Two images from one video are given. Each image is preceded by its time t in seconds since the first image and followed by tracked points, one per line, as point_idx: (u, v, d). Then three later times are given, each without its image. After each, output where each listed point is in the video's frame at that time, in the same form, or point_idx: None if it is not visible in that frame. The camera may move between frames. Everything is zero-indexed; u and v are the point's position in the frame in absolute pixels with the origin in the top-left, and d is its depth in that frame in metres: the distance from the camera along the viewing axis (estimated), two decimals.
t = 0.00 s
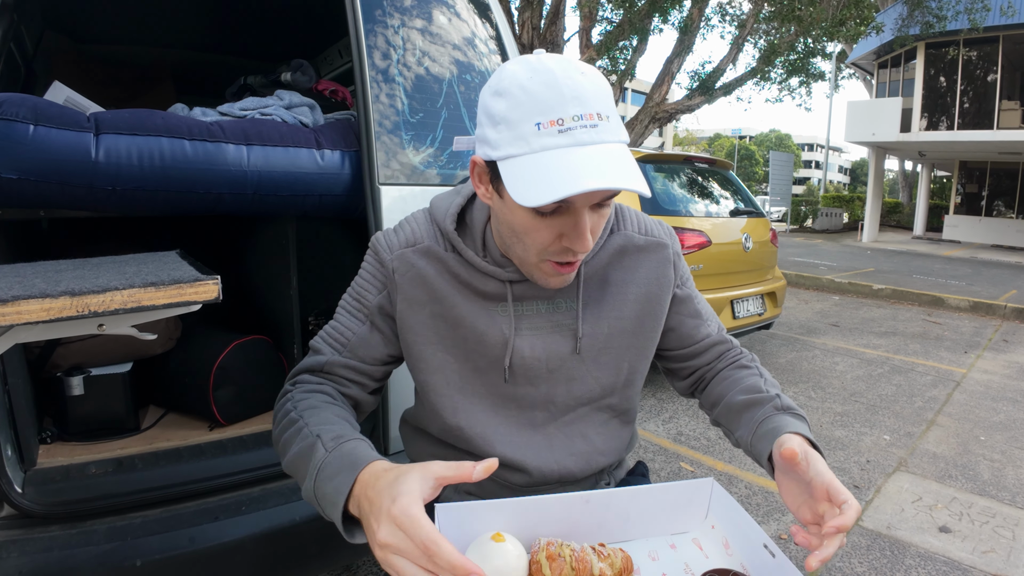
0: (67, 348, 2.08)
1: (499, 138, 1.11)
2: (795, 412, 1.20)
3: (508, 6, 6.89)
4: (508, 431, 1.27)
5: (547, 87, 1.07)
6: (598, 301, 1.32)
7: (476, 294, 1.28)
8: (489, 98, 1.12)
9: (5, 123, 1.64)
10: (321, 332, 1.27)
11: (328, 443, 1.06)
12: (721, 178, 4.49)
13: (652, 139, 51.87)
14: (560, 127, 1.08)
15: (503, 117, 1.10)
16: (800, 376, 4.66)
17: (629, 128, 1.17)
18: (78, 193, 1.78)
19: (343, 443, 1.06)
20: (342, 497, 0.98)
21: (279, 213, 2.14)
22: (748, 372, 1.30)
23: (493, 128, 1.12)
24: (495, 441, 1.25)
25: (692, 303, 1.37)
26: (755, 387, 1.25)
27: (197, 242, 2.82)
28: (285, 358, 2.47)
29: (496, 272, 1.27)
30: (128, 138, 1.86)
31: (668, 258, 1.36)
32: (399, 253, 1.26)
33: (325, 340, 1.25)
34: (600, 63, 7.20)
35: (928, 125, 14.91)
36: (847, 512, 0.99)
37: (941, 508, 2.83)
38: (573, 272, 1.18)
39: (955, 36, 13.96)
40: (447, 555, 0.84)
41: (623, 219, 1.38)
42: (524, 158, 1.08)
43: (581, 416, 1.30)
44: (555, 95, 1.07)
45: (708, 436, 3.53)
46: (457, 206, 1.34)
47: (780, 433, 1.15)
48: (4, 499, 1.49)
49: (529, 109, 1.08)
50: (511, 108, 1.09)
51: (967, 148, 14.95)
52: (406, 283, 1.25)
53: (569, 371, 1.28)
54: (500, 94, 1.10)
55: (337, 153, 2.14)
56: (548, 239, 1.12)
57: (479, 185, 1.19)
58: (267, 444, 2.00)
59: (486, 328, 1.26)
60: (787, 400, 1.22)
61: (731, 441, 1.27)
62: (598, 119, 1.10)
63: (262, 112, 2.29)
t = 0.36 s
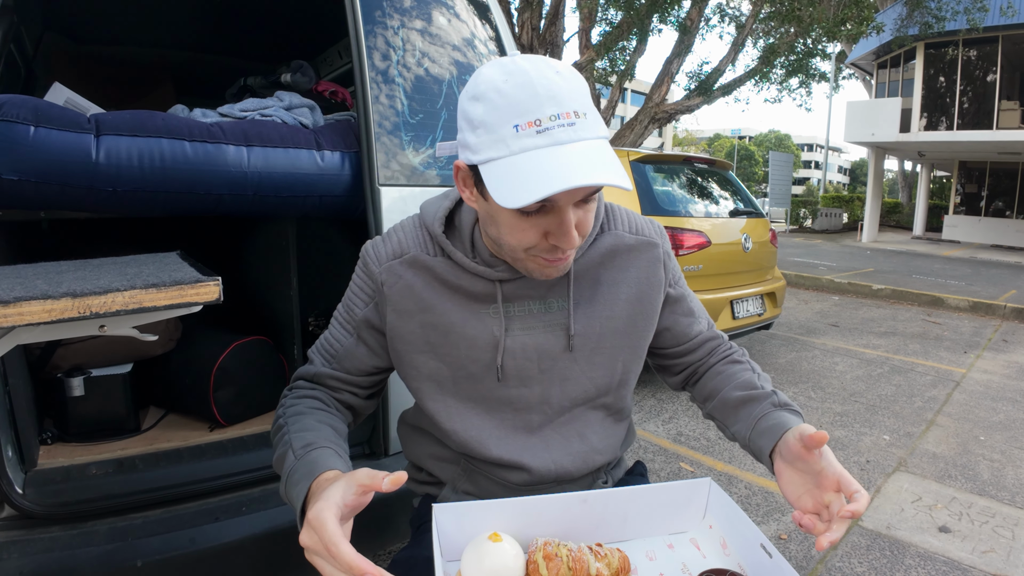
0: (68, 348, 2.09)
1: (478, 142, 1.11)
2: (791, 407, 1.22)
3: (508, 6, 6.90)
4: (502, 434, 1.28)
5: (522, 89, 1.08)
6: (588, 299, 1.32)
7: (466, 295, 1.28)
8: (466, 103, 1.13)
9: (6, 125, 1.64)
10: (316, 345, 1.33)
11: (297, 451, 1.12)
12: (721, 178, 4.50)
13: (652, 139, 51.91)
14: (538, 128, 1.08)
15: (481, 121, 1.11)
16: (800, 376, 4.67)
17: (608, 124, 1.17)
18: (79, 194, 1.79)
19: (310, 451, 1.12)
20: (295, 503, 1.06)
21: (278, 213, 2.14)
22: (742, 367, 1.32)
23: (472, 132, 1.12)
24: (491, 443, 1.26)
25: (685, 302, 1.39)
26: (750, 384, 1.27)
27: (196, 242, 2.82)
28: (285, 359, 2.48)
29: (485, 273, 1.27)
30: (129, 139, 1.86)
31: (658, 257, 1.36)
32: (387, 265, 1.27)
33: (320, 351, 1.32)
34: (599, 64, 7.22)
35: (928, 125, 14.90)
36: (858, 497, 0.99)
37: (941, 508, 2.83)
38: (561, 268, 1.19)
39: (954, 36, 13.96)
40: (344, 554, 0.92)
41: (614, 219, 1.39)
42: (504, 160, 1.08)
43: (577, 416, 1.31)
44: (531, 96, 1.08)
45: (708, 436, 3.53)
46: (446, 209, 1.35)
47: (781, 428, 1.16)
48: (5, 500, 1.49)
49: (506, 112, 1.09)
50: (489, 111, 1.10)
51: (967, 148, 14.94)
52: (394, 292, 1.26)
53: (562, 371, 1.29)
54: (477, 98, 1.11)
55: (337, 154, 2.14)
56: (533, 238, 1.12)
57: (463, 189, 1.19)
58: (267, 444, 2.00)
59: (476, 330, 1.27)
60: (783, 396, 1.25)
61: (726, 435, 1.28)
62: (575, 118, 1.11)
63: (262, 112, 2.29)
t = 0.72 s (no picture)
0: (68, 349, 2.09)
1: (448, 156, 1.13)
2: (783, 403, 1.22)
3: (507, 7, 6.91)
4: (500, 434, 1.28)
5: (488, 113, 1.07)
6: (583, 299, 1.31)
7: (460, 297, 1.28)
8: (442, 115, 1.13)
9: (6, 125, 1.64)
10: (315, 349, 1.33)
11: (303, 457, 1.13)
12: (721, 178, 4.50)
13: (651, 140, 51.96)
14: (497, 156, 1.08)
15: (450, 136, 1.11)
16: (800, 376, 4.67)
17: (583, 149, 1.14)
18: (78, 194, 1.79)
19: (315, 457, 1.12)
20: (304, 509, 1.06)
21: (277, 214, 2.14)
22: (736, 364, 1.32)
23: (444, 145, 1.13)
24: (488, 443, 1.27)
25: (682, 300, 1.38)
26: (743, 379, 1.28)
27: (196, 243, 2.83)
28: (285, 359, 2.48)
29: (478, 275, 1.26)
30: (129, 139, 1.86)
31: (654, 255, 1.36)
32: (381, 268, 1.27)
33: (319, 355, 1.32)
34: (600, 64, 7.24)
35: (927, 125, 14.91)
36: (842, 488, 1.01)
37: (941, 508, 2.83)
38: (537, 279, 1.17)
39: (954, 36, 13.96)
40: (361, 555, 0.92)
41: (609, 217, 1.38)
42: (463, 184, 1.10)
43: (575, 415, 1.31)
44: (494, 123, 1.07)
45: (708, 436, 3.53)
46: (440, 210, 1.34)
47: (770, 423, 1.16)
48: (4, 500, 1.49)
49: (471, 134, 1.08)
50: (457, 129, 1.10)
51: (966, 148, 14.94)
52: (388, 294, 1.26)
53: (558, 371, 1.28)
54: (451, 113, 1.11)
55: (336, 155, 2.14)
56: (501, 255, 1.11)
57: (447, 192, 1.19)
58: (266, 444, 2.00)
59: (471, 331, 1.26)
60: (774, 392, 1.25)
61: (719, 432, 1.28)
62: (539, 147, 1.09)
63: (262, 113, 2.29)
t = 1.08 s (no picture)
0: (67, 349, 2.09)
1: (437, 165, 1.12)
2: (742, 403, 1.20)
3: (507, 8, 6.91)
4: (497, 435, 1.28)
5: (478, 123, 1.06)
6: (579, 301, 1.31)
7: (455, 300, 1.28)
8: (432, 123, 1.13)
9: (5, 125, 1.65)
10: (314, 355, 1.33)
11: (306, 466, 1.14)
12: (720, 178, 4.50)
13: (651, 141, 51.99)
14: (487, 166, 1.08)
15: (439, 146, 1.11)
16: (799, 376, 4.67)
17: (572, 157, 1.13)
18: (77, 195, 1.79)
19: (319, 466, 1.13)
20: (309, 518, 1.07)
21: (276, 214, 2.14)
22: (718, 361, 1.32)
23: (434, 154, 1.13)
24: (485, 445, 1.27)
25: (676, 298, 1.37)
26: (713, 374, 1.27)
27: (195, 243, 2.83)
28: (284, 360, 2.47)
29: (473, 278, 1.26)
30: (127, 140, 1.86)
31: (649, 254, 1.35)
32: (377, 274, 1.27)
33: (317, 361, 1.33)
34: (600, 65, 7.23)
35: (927, 125, 14.92)
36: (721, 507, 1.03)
37: (941, 508, 2.83)
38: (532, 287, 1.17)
39: (953, 36, 13.97)
40: (368, 564, 0.94)
41: (603, 216, 1.38)
42: (453, 194, 1.10)
43: (573, 417, 1.31)
44: (484, 133, 1.06)
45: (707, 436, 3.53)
46: (435, 214, 1.34)
47: (714, 420, 1.17)
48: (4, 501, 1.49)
49: (460, 144, 1.08)
50: (446, 138, 1.09)
51: (966, 149, 14.94)
52: (383, 299, 1.26)
53: (555, 373, 1.28)
54: (440, 122, 1.11)
55: (335, 155, 2.14)
56: (495, 263, 1.11)
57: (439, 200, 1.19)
58: (265, 445, 2.00)
59: (466, 334, 1.26)
60: (739, 392, 1.23)
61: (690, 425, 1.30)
62: (528, 156, 1.09)
63: (260, 113, 2.29)
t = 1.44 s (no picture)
0: (66, 349, 2.09)
1: (427, 166, 1.13)
2: (708, 424, 1.18)
3: (506, 9, 6.91)
4: (493, 434, 1.28)
5: (465, 123, 1.06)
6: (573, 300, 1.31)
7: (450, 300, 1.28)
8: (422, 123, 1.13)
9: (4, 124, 1.65)
10: (310, 355, 1.34)
11: (301, 465, 1.13)
12: (720, 178, 4.49)
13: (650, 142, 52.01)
14: (476, 166, 1.08)
15: (428, 147, 1.11)
16: (799, 376, 4.66)
17: (561, 154, 1.13)
18: (75, 194, 1.78)
19: (313, 465, 1.13)
20: (304, 517, 1.07)
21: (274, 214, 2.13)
22: (703, 370, 1.30)
23: (423, 154, 1.14)
24: (481, 444, 1.27)
25: (670, 298, 1.36)
26: (691, 386, 1.26)
27: (194, 243, 2.83)
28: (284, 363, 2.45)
29: (468, 277, 1.26)
30: (126, 139, 1.86)
31: (643, 252, 1.34)
32: (371, 274, 1.27)
33: (314, 361, 1.33)
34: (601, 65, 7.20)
35: (926, 125, 14.92)
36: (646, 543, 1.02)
37: (941, 508, 2.83)
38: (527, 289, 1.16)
39: (953, 36, 13.97)
40: (358, 561, 0.94)
41: (599, 214, 1.37)
42: (442, 195, 1.10)
43: (570, 416, 1.31)
44: (471, 133, 1.06)
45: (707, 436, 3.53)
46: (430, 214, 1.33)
47: (671, 438, 1.17)
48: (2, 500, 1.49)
49: (448, 144, 1.08)
50: (435, 139, 1.10)
51: (966, 149, 14.95)
52: (377, 300, 1.26)
53: (550, 372, 1.28)
54: (429, 122, 1.11)
55: (334, 154, 2.14)
56: (488, 263, 1.11)
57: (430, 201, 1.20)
58: (264, 444, 2.00)
59: (460, 334, 1.26)
60: (710, 410, 1.21)
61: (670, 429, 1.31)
62: (517, 155, 1.08)
63: (259, 112, 2.29)
